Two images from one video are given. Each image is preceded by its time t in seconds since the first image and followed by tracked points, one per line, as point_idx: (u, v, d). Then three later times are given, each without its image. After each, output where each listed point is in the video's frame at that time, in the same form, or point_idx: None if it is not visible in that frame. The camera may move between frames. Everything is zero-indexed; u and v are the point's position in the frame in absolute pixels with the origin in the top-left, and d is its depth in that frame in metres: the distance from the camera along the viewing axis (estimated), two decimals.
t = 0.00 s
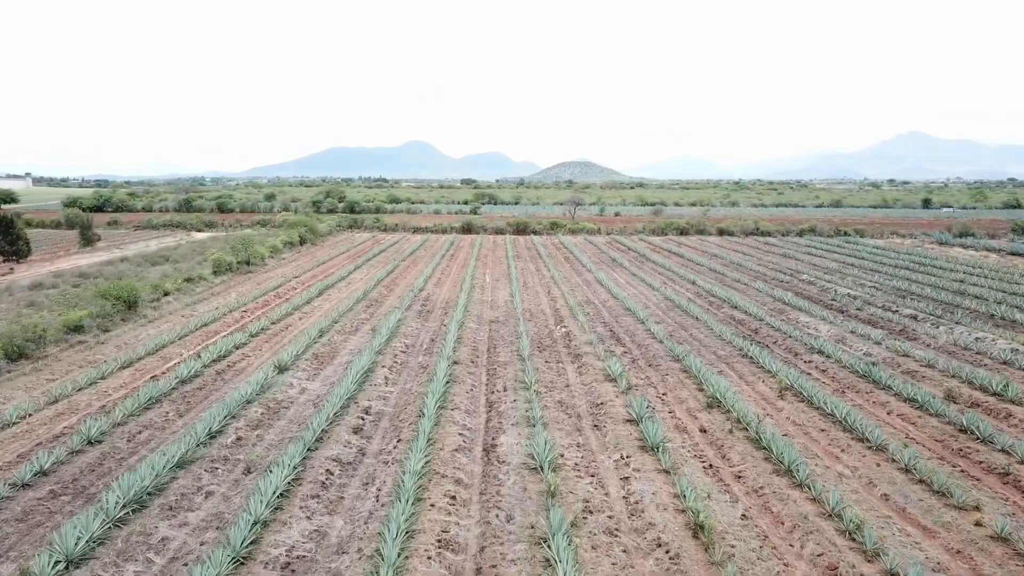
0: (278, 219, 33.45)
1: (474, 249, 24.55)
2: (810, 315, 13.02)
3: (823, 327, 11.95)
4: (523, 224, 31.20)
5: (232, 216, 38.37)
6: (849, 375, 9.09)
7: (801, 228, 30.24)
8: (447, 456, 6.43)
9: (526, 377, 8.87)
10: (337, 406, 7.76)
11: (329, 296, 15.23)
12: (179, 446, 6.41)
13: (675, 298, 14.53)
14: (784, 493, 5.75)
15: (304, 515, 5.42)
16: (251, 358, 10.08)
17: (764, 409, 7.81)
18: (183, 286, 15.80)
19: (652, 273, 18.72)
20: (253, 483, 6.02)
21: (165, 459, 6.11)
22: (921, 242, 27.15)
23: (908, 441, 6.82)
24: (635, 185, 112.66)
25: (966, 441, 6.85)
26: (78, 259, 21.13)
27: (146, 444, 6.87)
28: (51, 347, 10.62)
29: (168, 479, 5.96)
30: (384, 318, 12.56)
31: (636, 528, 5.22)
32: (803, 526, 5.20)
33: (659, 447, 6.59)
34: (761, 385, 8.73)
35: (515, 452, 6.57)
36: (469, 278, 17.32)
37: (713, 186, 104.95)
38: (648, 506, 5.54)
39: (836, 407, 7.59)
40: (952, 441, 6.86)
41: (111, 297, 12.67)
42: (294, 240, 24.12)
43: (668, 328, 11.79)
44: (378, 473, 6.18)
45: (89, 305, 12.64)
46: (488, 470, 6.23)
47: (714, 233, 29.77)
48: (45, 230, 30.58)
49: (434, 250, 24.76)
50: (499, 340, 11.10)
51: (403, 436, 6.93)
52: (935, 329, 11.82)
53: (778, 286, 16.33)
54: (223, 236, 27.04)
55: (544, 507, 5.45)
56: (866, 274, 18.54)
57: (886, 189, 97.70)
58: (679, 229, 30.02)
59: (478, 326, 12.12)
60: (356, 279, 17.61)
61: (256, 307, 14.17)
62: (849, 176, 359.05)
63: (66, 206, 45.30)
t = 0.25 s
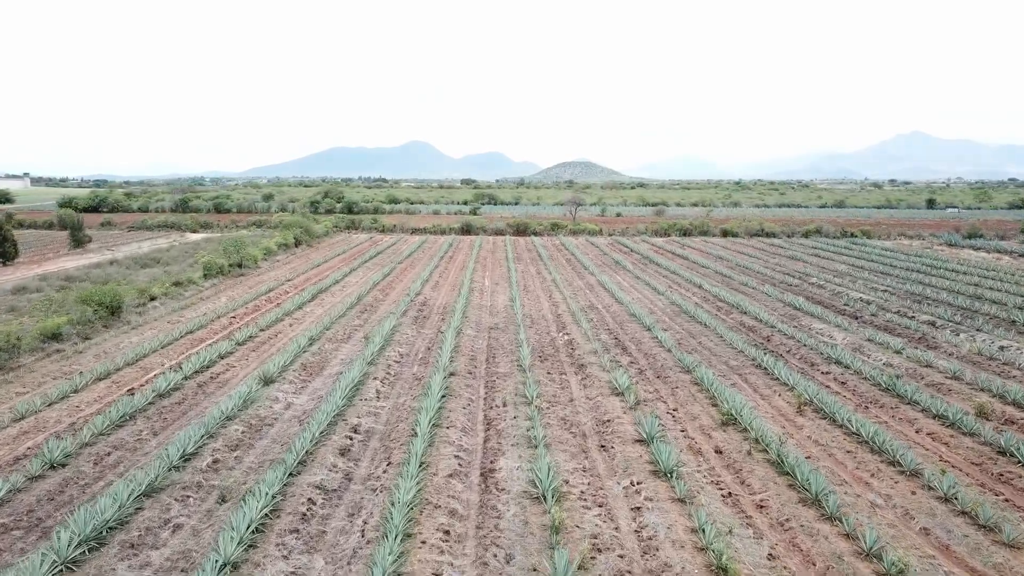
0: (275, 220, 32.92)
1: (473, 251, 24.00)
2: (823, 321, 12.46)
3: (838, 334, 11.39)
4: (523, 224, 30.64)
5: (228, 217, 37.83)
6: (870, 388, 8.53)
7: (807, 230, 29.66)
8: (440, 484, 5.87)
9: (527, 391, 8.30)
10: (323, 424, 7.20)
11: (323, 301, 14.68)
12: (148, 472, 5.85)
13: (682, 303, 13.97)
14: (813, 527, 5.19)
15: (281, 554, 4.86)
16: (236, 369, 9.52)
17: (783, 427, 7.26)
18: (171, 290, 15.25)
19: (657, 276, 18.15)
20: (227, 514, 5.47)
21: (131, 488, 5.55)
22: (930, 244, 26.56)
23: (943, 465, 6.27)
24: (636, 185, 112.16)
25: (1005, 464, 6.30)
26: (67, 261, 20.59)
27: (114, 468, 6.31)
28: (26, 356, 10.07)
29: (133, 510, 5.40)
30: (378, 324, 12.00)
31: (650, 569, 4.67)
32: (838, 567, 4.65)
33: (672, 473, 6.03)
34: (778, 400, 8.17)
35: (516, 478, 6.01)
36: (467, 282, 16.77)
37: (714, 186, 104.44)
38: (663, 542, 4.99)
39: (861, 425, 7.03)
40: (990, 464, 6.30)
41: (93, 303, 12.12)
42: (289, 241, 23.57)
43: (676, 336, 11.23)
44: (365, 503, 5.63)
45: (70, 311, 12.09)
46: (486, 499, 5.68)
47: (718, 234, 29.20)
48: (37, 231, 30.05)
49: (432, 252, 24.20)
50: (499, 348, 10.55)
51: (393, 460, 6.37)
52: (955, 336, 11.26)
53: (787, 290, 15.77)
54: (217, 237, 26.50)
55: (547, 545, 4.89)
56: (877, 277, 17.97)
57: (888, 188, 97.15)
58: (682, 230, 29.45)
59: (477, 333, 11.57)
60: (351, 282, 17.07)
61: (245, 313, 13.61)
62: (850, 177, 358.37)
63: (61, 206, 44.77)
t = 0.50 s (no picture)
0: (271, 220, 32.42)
1: (472, 252, 23.51)
2: (837, 327, 11.95)
3: (853, 342, 10.89)
4: (524, 225, 30.12)
5: (223, 217, 37.31)
6: (892, 401, 8.02)
7: (811, 230, 29.15)
8: (434, 513, 5.36)
9: (528, 405, 7.80)
10: (309, 443, 6.69)
11: (316, 305, 14.18)
12: (113, 501, 5.34)
13: (688, 308, 13.47)
14: (845, 565, 4.69)
15: None
16: (221, 380, 9.02)
17: (803, 445, 6.75)
18: (160, 294, 14.76)
19: (662, 279, 17.63)
20: (198, 548, 4.96)
21: (93, 520, 5.05)
22: (937, 245, 26.06)
23: (980, 490, 5.76)
24: (636, 184, 111.78)
25: None
26: (55, 264, 20.09)
27: (80, 493, 5.81)
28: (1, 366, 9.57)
29: (95, 545, 4.90)
30: (372, 331, 11.50)
31: None
32: None
33: (686, 500, 5.53)
34: (795, 415, 7.67)
35: (516, 506, 5.51)
36: (466, 285, 16.27)
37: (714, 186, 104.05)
38: None
39: (887, 444, 6.52)
40: None
41: (75, 309, 11.63)
42: (285, 243, 23.07)
43: (683, 344, 10.72)
44: (351, 535, 5.12)
45: (51, 317, 11.60)
46: (484, 531, 5.17)
47: (722, 235, 28.69)
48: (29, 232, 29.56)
49: (430, 253, 23.71)
50: (499, 357, 10.05)
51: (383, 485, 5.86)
52: (975, 344, 10.75)
53: (796, 294, 15.26)
54: (211, 239, 25.99)
55: None
56: (888, 279, 17.47)
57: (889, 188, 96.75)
58: (685, 231, 28.95)
59: (475, 340, 11.07)
60: (347, 285, 16.56)
61: (235, 318, 13.11)
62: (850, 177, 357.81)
63: (57, 207, 44.30)
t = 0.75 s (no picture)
0: (268, 221, 31.92)
1: (471, 254, 23.01)
2: (851, 335, 11.45)
3: (869, 350, 10.40)
4: (524, 227, 29.61)
5: (219, 218, 36.80)
6: (918, 417, 7.52)
7: (817, 232, 28.64)
8: (425, 548, 4.87)
9: (529, 420, 7.30)
10: (292, 465, 6.19)
11: (309, 310, 13.69)
12: (72, 535, 4.85)
13: (695, 313, 12.96)
14: None
15: None
16: (204, 392, 8.51)
17: (826, 467, 6.25)
18: (147, 298, 14.25)
19: (666, 282, 17.11)
20: None
21: (47, 560, 4.55)
22: (946, 247, 25.54)
23: None
24: (637, 185, 111.29)
25: None
26: (44, 266, 19.62)
27: (39, 523, 5.30)
28: None
29: None
30: (366, 339, 11.00)
31: None
32: None
33: (704, 532, 5.03)
34: (815, 431, 7.17)
35: (516, 540, 5.01)
36: (464, 289, 15.77)
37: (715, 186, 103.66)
38: None
39: (918, 467, 6.02)
40: None
41: (56, 315, 11.14)
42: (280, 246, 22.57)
43: (691, 353, 10.22)
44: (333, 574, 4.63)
45: (30, 324, 11.12)
46: (480, 569, 4.67)
47: (725, 237, 28.19)
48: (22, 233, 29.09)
49: (429, 255, 23.23)
50: (498, 367, 9.56)
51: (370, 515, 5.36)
52: (998, 352, 10.25)
53: (806, 298, 14.77)
54: (205, 240, 25.48)
55: None
56: (899, 283, 16.97)
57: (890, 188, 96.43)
58: (688, 233, 28.45)
59: (473, 348, 10.58)
60: (342, 289, 16.06)
61: (224, 324, 12.61)
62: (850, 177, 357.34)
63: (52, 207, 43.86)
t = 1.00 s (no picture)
0: (264, 222, 31.37)
1: (470, 257, 22.45)
2: (868, 343, 10.87)
3: (888, 360, 9.85)
4: (524, 228, 29.04)
5: (215, 219, 36.22)
6: (950, 436, 6.97)
7: (823, 233, 28.07)
8: None
9: (531, 441, 6.74)
10: (270, 494, 5.63)
11: (300, 316, 13.13)
12: None
13: (704, 321, 12.38)
14: None
15: None
16: (182, 408, 7.96)
17: (856, 496, 5.70)
18: (133, 304, 13.69)
19: (671, 287, 16.54)
20: None
21: None
22: (956, 249, 24.98)
23: None
24: (638, 184, 110.71)
25: None
26: (31, 269, 19.07)
27: None
28: None
29: None
30: (358, 349, 10.44)
31: None
32: None
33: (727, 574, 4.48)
34: (840, 452, 6.61)
35: None
36: (463, 293, 15.21)
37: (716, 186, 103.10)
38: None
39: (959, 496, 5.46)
40: None
41: (32, 323, 10.59)
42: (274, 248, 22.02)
43: (701, 364, 9.66)
44: None
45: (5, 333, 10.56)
46: None
47: (730, 239, 27.61)
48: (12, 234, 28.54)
49: (427, 257, 22.68)
50: (498, 379, 9.00)
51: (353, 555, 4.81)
52: None
53: (817, 303, 14.21)
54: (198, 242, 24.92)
55: None
56: (912, 287, 16.41)
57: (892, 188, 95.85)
58: (692, 234, 27.88)
59: (471, 358, 10.03)
60: (335, 293, 15.51)
61: (211, 331, 12.05)
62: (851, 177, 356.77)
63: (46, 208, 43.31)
